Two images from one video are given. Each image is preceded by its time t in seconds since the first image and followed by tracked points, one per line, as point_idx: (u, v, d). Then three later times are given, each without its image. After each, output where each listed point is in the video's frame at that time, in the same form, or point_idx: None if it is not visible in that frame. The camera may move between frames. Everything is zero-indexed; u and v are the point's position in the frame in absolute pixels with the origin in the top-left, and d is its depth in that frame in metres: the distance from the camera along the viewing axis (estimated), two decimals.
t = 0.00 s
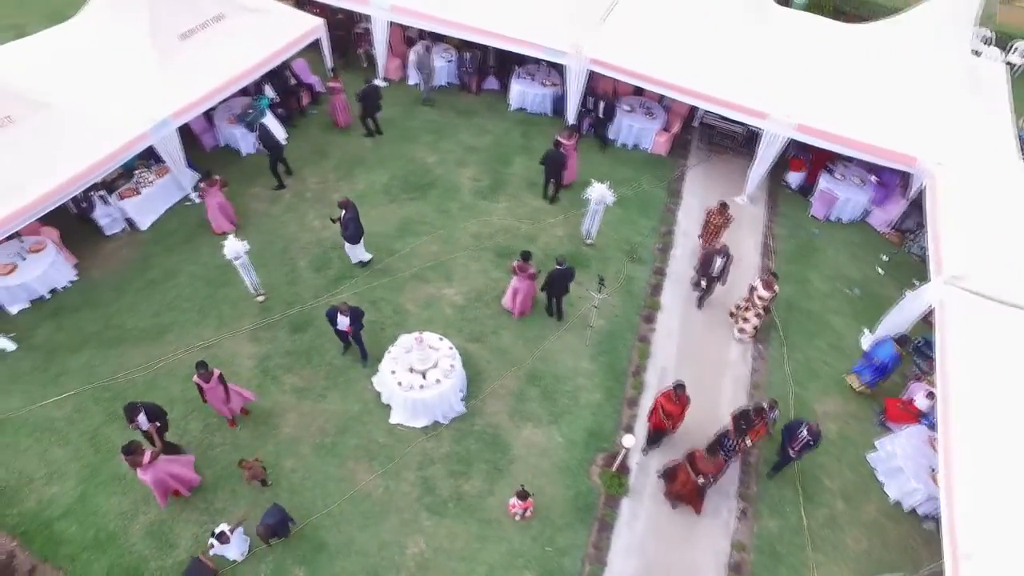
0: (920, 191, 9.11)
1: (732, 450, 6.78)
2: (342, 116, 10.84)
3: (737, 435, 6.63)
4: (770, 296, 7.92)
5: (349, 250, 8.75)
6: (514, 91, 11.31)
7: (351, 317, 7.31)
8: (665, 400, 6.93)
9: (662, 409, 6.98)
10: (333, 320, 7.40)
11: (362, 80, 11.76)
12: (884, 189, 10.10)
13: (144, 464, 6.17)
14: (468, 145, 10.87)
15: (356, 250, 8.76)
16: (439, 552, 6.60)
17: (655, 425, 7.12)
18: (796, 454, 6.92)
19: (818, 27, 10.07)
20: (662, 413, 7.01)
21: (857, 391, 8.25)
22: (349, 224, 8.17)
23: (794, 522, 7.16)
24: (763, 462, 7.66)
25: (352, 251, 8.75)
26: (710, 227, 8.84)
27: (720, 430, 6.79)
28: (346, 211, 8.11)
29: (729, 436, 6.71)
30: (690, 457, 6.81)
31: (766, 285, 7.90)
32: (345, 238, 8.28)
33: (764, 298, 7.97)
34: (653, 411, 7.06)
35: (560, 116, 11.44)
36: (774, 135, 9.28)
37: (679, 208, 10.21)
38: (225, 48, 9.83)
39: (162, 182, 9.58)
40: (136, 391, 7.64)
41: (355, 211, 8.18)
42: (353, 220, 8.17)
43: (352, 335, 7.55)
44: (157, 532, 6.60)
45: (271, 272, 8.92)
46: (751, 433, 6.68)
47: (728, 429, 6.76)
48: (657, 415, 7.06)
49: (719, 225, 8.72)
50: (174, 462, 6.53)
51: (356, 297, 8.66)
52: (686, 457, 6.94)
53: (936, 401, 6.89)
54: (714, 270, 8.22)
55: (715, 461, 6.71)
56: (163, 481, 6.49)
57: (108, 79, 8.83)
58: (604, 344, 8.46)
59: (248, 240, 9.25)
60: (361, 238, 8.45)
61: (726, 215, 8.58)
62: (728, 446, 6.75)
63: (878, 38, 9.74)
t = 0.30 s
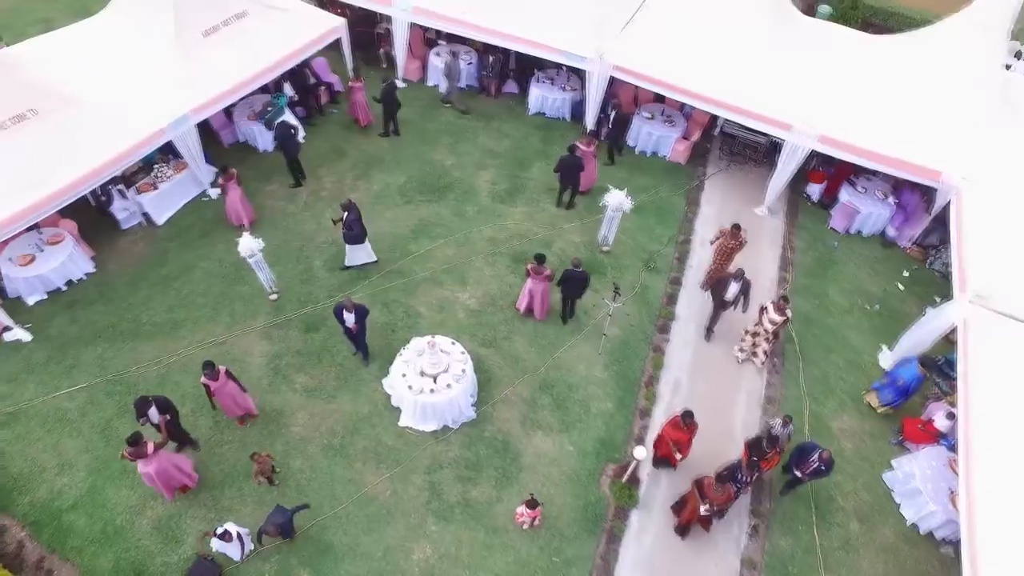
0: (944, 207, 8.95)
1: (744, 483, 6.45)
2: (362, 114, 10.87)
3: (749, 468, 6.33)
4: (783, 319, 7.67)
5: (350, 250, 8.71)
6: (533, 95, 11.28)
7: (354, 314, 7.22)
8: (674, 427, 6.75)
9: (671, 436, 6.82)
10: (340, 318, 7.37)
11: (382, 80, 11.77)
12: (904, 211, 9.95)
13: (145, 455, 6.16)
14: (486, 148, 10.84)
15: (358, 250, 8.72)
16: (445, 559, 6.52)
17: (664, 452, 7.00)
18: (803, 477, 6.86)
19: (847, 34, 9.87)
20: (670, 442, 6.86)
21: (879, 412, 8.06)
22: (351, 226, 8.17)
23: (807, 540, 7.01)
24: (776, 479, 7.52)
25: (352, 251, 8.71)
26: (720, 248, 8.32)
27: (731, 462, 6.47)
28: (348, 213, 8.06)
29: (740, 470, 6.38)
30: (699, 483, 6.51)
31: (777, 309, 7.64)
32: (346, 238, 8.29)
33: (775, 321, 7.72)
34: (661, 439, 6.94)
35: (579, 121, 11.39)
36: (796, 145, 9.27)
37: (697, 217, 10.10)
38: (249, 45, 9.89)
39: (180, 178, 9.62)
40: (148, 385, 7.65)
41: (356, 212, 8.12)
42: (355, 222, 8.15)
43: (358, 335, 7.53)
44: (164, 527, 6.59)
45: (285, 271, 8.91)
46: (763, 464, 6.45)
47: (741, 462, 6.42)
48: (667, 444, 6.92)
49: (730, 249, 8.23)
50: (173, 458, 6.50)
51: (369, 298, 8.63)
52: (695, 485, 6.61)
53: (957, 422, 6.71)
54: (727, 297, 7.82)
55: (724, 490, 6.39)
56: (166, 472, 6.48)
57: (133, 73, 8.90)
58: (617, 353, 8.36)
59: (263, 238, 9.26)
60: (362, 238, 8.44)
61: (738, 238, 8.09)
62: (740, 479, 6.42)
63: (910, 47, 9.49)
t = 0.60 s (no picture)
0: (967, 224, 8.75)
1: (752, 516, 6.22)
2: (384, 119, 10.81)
3: (757, 504, 6.08)
4: (789, 348, 7.33)
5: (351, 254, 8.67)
6: (551, 100, 11.23)
7: (363, 317, 7.20)
8: (683, 457, 6.47)
9: (679, 467, 6.53)
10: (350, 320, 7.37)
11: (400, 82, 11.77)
12: (920, 235, 9.62)
13: (145, 455, 6.18)
14: (501, 153, 10.80)
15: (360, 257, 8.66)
16: (448, 567, 6.46)
17: (670, 483, 6.68)
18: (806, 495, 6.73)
19: (873, 46, 9.70)
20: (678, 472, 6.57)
21: (896, 431, 7.90)
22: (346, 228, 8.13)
23: (817, 561, 6.86)
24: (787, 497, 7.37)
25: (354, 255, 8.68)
26: (730, 270, 8.37)
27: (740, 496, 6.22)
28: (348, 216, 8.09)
29: (749, 505, 6.16)
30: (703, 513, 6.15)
31: (784, 335, 7.31)
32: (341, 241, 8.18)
33: (782, 348, 7.37)
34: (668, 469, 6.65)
35: (596, 127, 11.32)
36: (815, 158, 9.13)
37: (713, 227, 10.00)
38: (268, 45, 9.91)
39: (196, 175, 9.66)
40: (158, 383, 7.67)
41: (355, 217, 8.17)
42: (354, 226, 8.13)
43: (367, 337, 7.50)
44: (169, 525, 6.59)
45: (298, 271, 8.92)
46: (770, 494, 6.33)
47: (750, 497, 6.19)
48: (674, 475, 6.62)
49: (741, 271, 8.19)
50: (172, 457, 6.56)
51: (380, 300, 8.60)
52: (699, 514, 6.32)
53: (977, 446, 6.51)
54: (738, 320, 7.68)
55: (729, 520, 6.02)
56: (168, 467, 6.53)
57: (154, 71, 8.98)
58: (628, 364, 8.26)
59: (276, 238, 9.29)
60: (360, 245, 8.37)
61: (747, 259, 8.10)
62: (748, 514, 6.20)
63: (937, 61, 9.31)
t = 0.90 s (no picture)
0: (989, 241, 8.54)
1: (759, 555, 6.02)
2: (398, 121, 10.80)
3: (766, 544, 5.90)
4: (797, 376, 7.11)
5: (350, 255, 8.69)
6: (566, 106, 11.17)
7: (376, 321, 7.16)
8: (692, 490, 6.27)
9: (687, 499, 6.32)
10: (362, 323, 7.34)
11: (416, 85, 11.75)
12: (931, 258, 9.38)
13: (146, 452, 6.26)
14: (515, 158, 10.74)
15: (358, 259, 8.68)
16: None
17: (677, 514, 6.51)
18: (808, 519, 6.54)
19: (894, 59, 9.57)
20: (685, 504, 6.39)
21: (911, 450, 7.75)
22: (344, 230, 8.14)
23: None
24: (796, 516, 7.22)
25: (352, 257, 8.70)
26: (738, 296, 8.06)
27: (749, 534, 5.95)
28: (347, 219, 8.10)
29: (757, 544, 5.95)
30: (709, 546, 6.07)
31: (792, 363, 7.10)
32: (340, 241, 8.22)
33: (789, 376, 7.15)
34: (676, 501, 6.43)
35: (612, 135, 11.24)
36: (833, 172, 9.01)
37: (727, 239, 9.89)
38: (286, 46, 9.94)
39: (210, 174, 9.68)
40: (166, 382, 7.67)
41: (355, 220, 8.16)
42: (352, 229, 8.13)
43: (380, 340, 7.51)
44: (172, 526, 6.57)
45: (308, 273, 8.90)
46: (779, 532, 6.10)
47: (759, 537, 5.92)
48: (682, 507, 6.42)
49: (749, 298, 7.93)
50: (174, 454, 6.64)
51: (389, 305, 8.56)
52: (704, 545, 6.31)
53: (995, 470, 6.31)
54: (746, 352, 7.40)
55: (735, 555, 5.84)
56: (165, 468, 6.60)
57: (173, 70, 9.03)
58: (638, 376, 8.17)
59: (287, 238, 9.29)
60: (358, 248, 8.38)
61: (758, 285, 7.80)
62: (756, 553, 5.99)
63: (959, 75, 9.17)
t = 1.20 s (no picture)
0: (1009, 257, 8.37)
1: None
2: (411, 124, 10.78)
3: None
4: (805, 406, 7.03)
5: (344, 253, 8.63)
6: (579, 112, 11.11)
7: (393, 332, 7.08)
8: (697, 521, 6.02)
9: (691, 531, 6.08)
10: (378, 334, 7.29)
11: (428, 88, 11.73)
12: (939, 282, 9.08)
13: (149, 452, 6.23)
14: (527, 163, 10.68)
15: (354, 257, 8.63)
16: None
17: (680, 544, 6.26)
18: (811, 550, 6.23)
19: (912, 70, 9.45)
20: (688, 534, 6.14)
21: (924, 469, 7.61)
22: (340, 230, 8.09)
23: None
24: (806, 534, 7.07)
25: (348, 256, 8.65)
26: (745, 322, 7.92)
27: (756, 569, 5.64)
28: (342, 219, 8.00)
29: None
30: None
31: (801, 393, 7.01)
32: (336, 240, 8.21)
33: (797, 406, 7.09)
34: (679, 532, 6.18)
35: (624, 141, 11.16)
36: (849, 184, 8.89)
37: (740, 249, 9.78)
38: (300, 46, 9.94)
39: (221, 174, 9.67)
40: (172, 382, 7.65)
41: (351, 220, 8.06)
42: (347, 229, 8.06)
43: (393, 349, 7.48)
44: (174, 527, 6.53)
45: (317, 275, 8.87)
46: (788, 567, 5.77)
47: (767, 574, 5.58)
48: (686, 538, 6.17)
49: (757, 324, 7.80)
50: (176, 459, 6.60)
51: (397, 309, 8.51)
52: None
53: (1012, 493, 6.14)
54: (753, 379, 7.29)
55: None
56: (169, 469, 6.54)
57: (186, 69, 9.01)
58: (647, 386, 8.06)
59: (297, 240, 9.27)
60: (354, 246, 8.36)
61: (767, 312, 7.66)
62: None
63: (978, 87, 9.04)
